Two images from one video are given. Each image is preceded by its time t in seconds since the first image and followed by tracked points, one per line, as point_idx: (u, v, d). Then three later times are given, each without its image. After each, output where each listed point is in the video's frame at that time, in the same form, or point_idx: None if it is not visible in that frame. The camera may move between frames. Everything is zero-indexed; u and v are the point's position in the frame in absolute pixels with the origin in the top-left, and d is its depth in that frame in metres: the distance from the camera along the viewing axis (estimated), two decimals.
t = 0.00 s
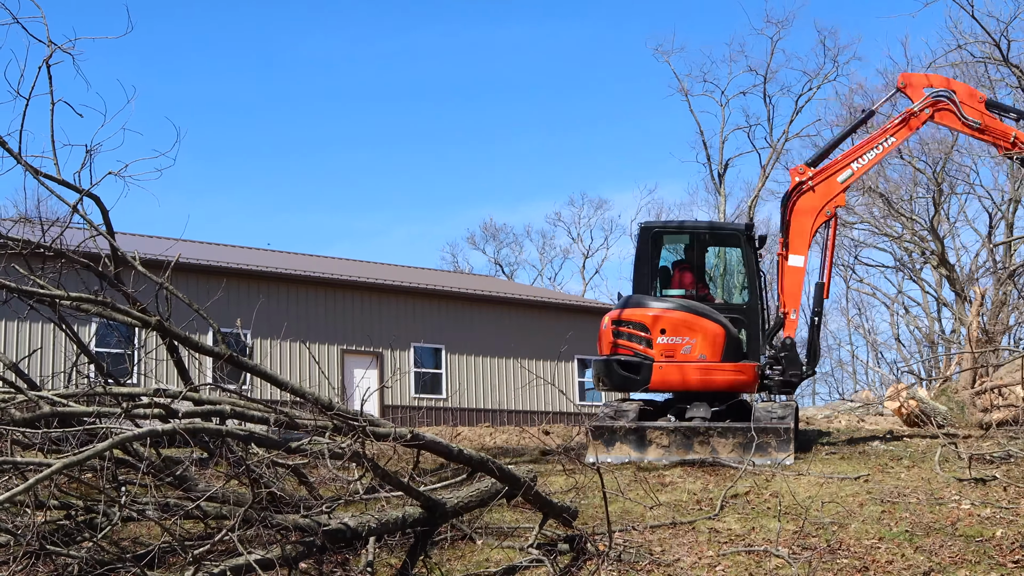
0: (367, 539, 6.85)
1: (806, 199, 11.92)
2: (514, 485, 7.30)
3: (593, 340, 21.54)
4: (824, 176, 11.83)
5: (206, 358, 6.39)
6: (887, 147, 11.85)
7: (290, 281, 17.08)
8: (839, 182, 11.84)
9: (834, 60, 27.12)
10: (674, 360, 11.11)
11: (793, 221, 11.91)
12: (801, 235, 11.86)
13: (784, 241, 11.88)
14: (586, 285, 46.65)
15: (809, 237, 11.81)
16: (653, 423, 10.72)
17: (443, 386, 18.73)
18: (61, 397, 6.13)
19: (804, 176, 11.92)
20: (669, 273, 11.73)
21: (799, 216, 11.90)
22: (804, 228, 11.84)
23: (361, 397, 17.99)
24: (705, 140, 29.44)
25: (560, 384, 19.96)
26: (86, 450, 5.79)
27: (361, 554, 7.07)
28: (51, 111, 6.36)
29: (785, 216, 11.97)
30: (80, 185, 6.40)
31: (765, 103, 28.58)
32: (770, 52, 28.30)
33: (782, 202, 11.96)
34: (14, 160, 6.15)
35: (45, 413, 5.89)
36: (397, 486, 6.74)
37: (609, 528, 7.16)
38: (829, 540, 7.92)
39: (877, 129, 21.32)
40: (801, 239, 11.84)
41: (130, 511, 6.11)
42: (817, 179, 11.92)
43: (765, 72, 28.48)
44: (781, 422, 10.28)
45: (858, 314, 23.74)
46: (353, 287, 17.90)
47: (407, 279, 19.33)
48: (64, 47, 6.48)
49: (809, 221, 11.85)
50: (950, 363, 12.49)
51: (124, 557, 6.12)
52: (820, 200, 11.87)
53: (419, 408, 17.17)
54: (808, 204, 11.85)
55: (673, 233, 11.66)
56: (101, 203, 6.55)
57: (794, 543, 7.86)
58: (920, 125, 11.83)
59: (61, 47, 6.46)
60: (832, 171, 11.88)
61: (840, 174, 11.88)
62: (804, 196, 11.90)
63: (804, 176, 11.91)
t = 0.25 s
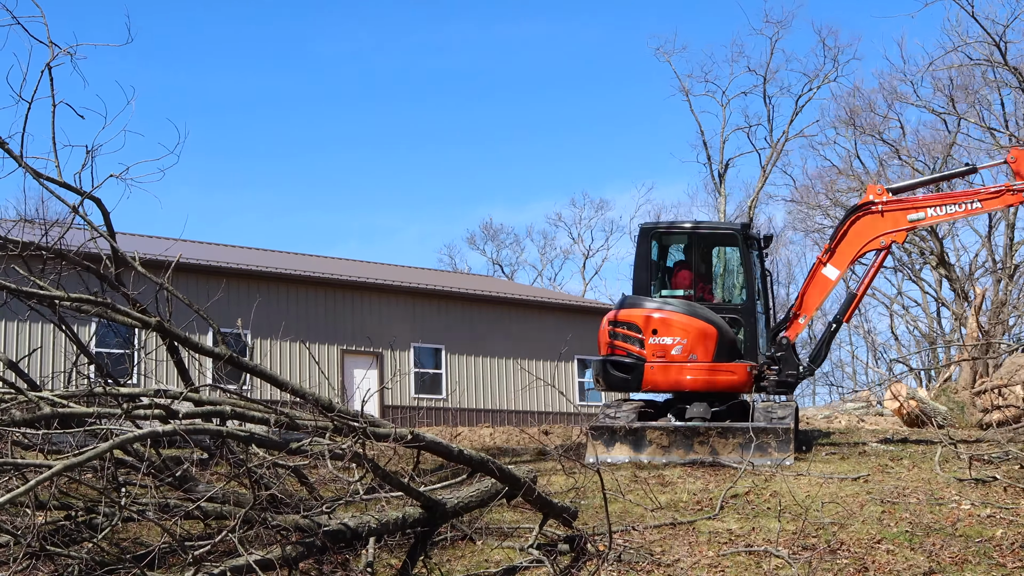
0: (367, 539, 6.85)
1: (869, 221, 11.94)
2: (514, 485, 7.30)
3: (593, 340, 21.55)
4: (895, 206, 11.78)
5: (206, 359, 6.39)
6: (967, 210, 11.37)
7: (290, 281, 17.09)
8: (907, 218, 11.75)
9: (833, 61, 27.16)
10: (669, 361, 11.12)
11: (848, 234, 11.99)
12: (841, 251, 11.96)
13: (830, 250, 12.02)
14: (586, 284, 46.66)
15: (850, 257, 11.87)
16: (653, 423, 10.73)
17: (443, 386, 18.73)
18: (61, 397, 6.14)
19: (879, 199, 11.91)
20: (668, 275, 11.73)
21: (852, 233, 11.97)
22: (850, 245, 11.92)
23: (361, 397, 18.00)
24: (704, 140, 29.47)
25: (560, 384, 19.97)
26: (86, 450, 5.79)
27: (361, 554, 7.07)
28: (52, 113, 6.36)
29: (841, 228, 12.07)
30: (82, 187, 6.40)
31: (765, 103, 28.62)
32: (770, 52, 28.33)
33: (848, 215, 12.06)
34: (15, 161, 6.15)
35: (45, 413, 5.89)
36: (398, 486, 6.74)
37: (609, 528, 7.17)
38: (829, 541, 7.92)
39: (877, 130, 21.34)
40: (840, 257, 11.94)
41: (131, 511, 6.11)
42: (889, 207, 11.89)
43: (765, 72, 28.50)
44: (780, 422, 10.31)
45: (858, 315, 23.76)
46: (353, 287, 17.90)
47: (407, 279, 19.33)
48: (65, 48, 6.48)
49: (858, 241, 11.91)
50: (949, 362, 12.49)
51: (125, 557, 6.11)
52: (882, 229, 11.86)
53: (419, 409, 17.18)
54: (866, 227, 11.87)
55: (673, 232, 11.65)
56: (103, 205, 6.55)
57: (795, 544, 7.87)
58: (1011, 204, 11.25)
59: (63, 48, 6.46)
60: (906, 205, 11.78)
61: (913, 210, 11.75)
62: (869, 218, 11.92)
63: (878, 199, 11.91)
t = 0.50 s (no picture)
0: (367, 539, 6.85)
1: (840, 207, 11.97)
2: (514, 485, 7.30)
3: (593, 340, 21.55)
4: (863, 188, 11.81)
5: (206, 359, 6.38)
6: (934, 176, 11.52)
7: (290, 281, 17.09)
8: (876, 196, 11.80)
9: (835, 61, 27.15)
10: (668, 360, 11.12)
11: (822, 223, 12.00)
12: (820, 240, 11.94)
13: (809, 242, 12.01)
14: (586, 284, 46.66)
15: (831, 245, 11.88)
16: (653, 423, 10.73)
17: (443, 386, 18.73)
18: (61, 397, 6.13)
19: (845, 183, 11.95)
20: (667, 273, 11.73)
21: (827, 221, 11.99)
22: (826, 232, 11.93)
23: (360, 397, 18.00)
24: (705, 140, 29.47)
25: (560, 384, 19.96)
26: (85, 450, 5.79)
27: (360, 554, 7.06)
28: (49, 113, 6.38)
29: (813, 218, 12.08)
30: (81, 187, 6.40)
31: (766, 102, 28.61)
32: (771, 52, 28.32)
33: (818, 204, 12.09)
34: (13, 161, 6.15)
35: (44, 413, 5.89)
36: (398, 486, 6.73)
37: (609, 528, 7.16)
38: (828, 541, 7.92)
39: (877, 129, 21.34)
40: (820, 245, 11.92)
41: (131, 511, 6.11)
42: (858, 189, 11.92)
43: (766, 71, 28.50)
44: (780, 422, 10.30)
45: (859, 314, 23.74)
46: (353, 286, 17.90)
47: (406, 279, 19.33)
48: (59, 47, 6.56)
49: (834, 227, 11.90)
50: (949, 362, 12.49)
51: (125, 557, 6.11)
52: (854, 211, 11.88)
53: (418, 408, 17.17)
54: (839, 212, 11.89)
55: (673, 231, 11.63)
56: (101, 205, 6.55)
57: (794, 543, 7.87)
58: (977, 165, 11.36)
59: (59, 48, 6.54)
60: (872, 184, 11.83)
61: (880, 188, 11.82)
62: (840, 204, 11.96)
63: (844, 183, 11.95)
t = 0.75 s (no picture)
0: (367, 539, 6.84)
1: (822, 202, 11.88)
2: (513, 485, 7.30)
3: (593, 340, 21.53)
4: (843, 180, 11.75)
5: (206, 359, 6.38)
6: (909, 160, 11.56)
7: (290, 281, 17.08)
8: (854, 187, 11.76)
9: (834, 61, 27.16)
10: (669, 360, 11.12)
11: (806, 220, 11.91)
12: (806, 236, 11.85)
13: (796, 240, 11.91)
14: (587, 284, 46.68)
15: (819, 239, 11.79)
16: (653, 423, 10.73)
17: (443, 386, 18.73)
18: (60, 397, 6.12)
19: (823, 178, 11.89)
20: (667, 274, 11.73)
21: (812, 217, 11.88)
22: (813, 228, 11.84)
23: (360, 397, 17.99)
24: (704, 140, 29.48)
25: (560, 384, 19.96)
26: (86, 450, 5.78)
27: (360, 554, 7.06)
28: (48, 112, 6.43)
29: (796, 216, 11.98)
30: (80, 186, 6.41)
31: (765, 102, 28.63)
32: (770, 52, 28.33)
33: (799, 201, 11.98)
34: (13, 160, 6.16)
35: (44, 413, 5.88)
36: (397, 486, 6.72)
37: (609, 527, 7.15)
38: (829, 541, 7.92)
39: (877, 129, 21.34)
40: (809, 242, 11.83)
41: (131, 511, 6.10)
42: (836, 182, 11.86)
43: (765, 71, 28.51)
44: (780, 422, 10.29)
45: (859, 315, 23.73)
46: (353, 286, 17.89)
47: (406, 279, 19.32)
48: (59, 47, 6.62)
49: (820, 223, 11.82)
50: (949, 362, 12.48)
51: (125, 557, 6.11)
52: (836, 204, 11.81)
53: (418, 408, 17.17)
54: (821, 207, 11.81)
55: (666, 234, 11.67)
56: (102, 204, 6.57)
57: (793, 543, 7.87)
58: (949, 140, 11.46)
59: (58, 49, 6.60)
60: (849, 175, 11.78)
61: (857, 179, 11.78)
62: (821, 198, 11.87)
63: (823, 178, 11.88)
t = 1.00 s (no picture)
0: (367, 539, 6.84)
1: (878, 227, 11.81)
2: (513, 484, 7.30)
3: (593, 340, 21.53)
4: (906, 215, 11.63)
5: (206, 359, 6.37)
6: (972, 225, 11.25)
7: (290, 281, 17.07)
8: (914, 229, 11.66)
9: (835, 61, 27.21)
10: (670, 359, 11.14)
11: (852, 240, 11.88)
12: (845, 258, 11.86)
13: (838, 252, 11.90)
14: (588, 284, 46.68)
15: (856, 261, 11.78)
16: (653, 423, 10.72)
17: (443, 386, 18.73)
18: (60, 397, 6.12)
19: (888, 206, 11.76)
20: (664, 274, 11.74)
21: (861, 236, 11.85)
22: (857, 251, 11.82)
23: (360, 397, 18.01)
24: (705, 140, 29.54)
25: (560, 384, 19.96)
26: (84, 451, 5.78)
27: (359, 554, 7.06)
28: (49, 111, 6.64)
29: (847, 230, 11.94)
30: (80, 186, 6.41)
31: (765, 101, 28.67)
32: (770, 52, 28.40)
33: (857, 218, 11.89)
34: (13, 160, 6.15)
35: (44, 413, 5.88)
36: (397, 487, 6.73)
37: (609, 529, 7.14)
38: (829, 542, 7.92)
39: (877, 129, 21.34)
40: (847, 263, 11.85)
41: (131, 512, 6.09)
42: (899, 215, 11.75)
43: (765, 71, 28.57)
44: (781, 421, 10.28)
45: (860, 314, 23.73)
46: (353, 286, 17.89)
47: (406, 279, 19.31)
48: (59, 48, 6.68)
49: (867, 249, 11.80)
50: (949, 362, 12.49)
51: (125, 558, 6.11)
52: (889, 235, 11.76)
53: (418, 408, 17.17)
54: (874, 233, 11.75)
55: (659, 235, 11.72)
56: (101, 204, 6.56)
57: (793, 543, 7.87)
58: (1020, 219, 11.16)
59: (59, 49, 6.65)
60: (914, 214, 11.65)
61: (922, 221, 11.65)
62: (878, 224, 11.79)
63: (887, 206, 11.75)
